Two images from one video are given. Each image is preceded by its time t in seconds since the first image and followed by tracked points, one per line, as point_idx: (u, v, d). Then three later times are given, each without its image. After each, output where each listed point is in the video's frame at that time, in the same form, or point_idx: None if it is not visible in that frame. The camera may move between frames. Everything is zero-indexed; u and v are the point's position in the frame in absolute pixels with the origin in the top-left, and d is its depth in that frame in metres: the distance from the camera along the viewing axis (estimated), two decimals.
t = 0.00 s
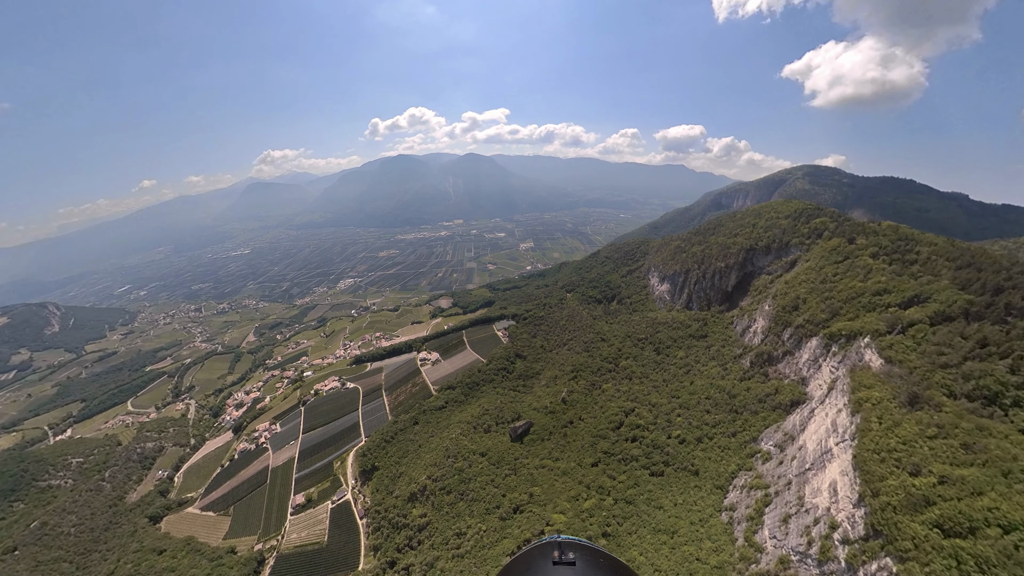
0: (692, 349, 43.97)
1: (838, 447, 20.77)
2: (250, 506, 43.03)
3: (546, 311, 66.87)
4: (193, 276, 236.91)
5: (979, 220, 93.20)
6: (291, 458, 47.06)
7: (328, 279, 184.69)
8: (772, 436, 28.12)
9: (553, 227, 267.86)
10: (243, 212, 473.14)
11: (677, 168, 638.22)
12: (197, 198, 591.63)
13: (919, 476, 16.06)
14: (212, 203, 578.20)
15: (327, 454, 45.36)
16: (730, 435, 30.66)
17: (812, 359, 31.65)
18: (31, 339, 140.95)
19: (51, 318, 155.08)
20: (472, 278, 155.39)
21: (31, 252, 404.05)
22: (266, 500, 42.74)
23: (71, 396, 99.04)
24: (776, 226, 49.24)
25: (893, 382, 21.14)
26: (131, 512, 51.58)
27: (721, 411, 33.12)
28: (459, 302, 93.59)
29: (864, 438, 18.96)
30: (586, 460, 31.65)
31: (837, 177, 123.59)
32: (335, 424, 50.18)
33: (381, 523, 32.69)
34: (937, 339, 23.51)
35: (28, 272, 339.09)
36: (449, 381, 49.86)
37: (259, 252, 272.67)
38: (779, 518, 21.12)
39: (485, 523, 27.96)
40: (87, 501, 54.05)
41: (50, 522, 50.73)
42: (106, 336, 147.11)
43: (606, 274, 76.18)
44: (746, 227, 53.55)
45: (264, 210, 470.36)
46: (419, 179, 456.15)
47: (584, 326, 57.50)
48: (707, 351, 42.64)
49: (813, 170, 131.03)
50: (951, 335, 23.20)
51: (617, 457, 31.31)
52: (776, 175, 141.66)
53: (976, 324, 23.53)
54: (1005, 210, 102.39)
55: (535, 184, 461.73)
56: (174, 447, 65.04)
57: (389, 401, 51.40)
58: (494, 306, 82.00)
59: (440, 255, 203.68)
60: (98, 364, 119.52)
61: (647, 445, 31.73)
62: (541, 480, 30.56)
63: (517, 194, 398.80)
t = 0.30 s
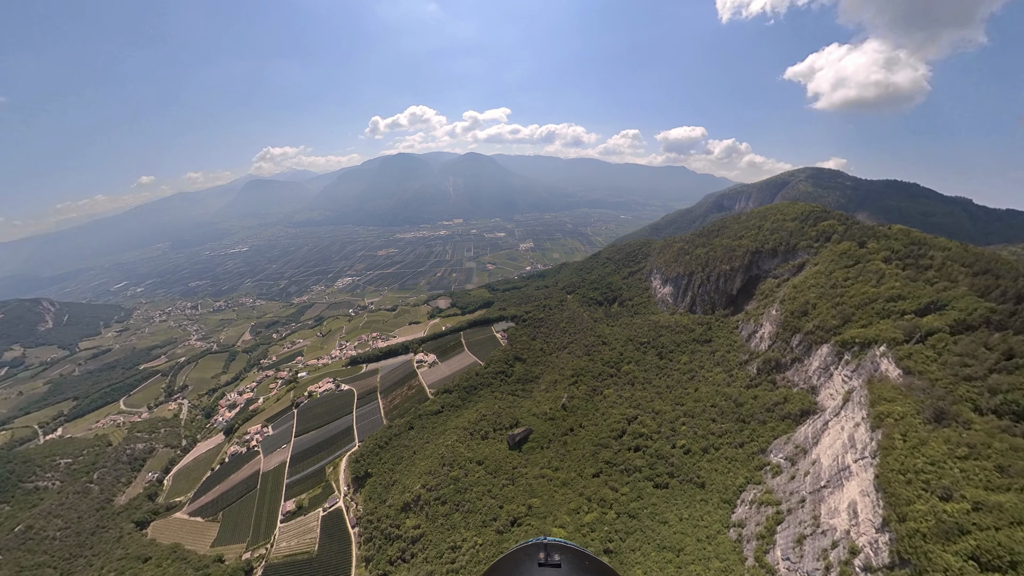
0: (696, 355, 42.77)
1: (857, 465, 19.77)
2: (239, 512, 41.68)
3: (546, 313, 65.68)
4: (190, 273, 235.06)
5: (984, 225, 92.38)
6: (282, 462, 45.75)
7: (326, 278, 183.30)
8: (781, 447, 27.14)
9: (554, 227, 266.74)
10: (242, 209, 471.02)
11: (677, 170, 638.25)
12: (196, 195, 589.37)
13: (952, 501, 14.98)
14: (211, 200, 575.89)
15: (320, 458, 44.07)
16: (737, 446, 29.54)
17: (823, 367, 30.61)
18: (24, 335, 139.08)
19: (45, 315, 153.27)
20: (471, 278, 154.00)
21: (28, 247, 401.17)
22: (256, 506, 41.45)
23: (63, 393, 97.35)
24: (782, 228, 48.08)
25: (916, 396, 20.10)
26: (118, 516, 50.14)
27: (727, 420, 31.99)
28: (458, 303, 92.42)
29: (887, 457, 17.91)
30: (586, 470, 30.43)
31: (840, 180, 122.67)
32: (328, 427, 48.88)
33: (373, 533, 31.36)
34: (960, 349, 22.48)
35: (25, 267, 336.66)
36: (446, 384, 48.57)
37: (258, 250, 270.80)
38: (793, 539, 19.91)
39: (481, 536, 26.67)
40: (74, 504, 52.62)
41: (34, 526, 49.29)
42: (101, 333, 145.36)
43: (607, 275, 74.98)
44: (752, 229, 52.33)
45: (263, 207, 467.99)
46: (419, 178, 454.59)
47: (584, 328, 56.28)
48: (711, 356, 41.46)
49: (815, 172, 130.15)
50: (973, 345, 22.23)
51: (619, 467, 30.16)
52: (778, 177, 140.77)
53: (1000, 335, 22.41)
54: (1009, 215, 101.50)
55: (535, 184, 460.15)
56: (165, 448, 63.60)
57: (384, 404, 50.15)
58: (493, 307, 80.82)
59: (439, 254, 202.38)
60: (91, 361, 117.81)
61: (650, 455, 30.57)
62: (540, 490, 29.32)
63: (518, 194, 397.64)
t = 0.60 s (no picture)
0: (700, 360, 41.57)
1: (877, 484, 18.73)
2: (228, 518, 40.39)
3: (546, 315, 64.44)
4: (187, 270, 233.22)
5: (988, 230, 91.48)
6: (273, 467, 44.44)
7: (324, 276, 181.84)
8: (791, 460, 26.10)
9: (554, 227, 265.68)
10: (241, 206, 468.65)
11: (677, 172, 637.44)
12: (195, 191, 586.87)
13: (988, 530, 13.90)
14: (210, 197, 573.36)
15: (311, 463, 42.80)
16: (744, 458, 28.39)
17: (834, 375, 29.54)
18: (17, 331, 137.14)
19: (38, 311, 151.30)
20: (470, 278, 152.59)
21: (24, 242, 398.18)
22: (244, 513, 40.10)
23: (53, 391, 95.57)
24: (789, 231, 46.89)
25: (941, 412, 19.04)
26: (104, 520, 48.64)
27: (733, 430, 30.84)
28: (456, 303, 91.11)
29: (913, 479, 16.91)
30: (587, 482, 29.20)
31: (843, 183, 121.72)
32: (321, 431, 47.55)
33: (364, 545, 30.07)
34: (983, 361, 21.43)
35: (21, 262, 334.02)
36: (442, 388, 47.25)
37: (256, 247, 269.15)
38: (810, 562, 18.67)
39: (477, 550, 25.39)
40: (59, 507, 51.11)
41: (17, 530, 47.77)
42: (95, 330, 143.51)
43: (608, 277, 73.75)
44: (757, 231, 51.11)
45: (262, 205, 465.93)
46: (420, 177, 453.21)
47: (585, 331, 55.02)
48: (716, 362, 40.28)
49: (818, 175, 129.19)
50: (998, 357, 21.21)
51: (621, 479, 28.97)
52: (780, 179, 139.79)
53: None
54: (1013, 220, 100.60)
55: (536, 185, 458.87)
56: (155, 449, 62.10)
57: (378, 407, 48.82)
58: (492, 308, 79.53)
59: (438, 254, 201.08)
60: (84, 358, 115.99)
61: (654, 466, 29.39)
62: (539, 503, 28.06)
63: (518, 194, 396.45)
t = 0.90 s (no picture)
0: (705, 365, 40.43)
1: (900, 505, 17.78)
2: (216, 525, 39.09)
3: (546, 317, 63.22)
4: (185, 268, 231.33)
5: (994, 234, 90.33)
6: (264, 471, 43.17)
7: (322, 275, 180.29)
8: (802, 474, 25.08)
9: (554, 228, 264.28)
10: (240, 204, 466.47)
11: (678, 173, 636.73)
12: (195, 188, 585.35)
13: None
14: (209, 194, 571.49)
15: (303, 469, 41.55)
16: (752, 470, 27.28)
17: (846, 385, 28.51)
18: (10, 328, 135.36)
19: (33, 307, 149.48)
20: (469, 278, 151.14)
21: (22, 237, 395.83)
22: (233, 520, 38.81)
23: (44, 389, 93.84)
24: (796, 233, 45.66)
25: (971, 431, 17.94)
26: (90, 525, 47.18)
27: (740, 440, 29.72)
28: (454, 304, 89.79)
29: (942, 503, 15.89)
30: (589, 494, 27.97)
31: (846, 186, 120.57)
32: (313, 435, 46.25)
33: (356, 557, 28.79)
34: (1010, 374, 20.33)
35: (17, 257, 331.55)
36: (439, 392, 45.98)
37: (254, 245, 267.38)
38: None
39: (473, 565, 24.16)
40: (44, 511, 49.61)
41: None
42: (89, 327, 141.80)
43: (609, 278, 72.48)
44: (762, 233, 49.95)
45: (261, 202, 463.85)
46: (420, 176, 451.55)
47: (586, 334, 53.83)
48: (721, 368, 39.11)
49: (821, 177, 128.01)
50: None
51: (624, 490, 27.82)
52: (783, 181, 138.56)
53: None
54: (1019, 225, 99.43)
55: (536, 185, 457.56)
56: (145, 450, 60.63)
57: (373, 411, 47.53)
58: (490, 310, 78.17)
59: (438, 253, 199.57)
60: (77, 356, 114.22)
61: (658, 478, 28.25)
62: (538, 516, 26.80)
63: (518, 194, 394.91)
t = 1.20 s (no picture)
0: (710, 371, 39.22)
1: (927, 528, 16.78)
2: (204, 532, 37.78)
3: (546, 319, 61.99)
4: (182, 265, 229.61)
5: (1001, 239, 89.19)
6: (255, 477, 41.91)
7: (320, 274, 178.80)
8: (814, 489, 23.99)
9: (554, 228, 262.90)
10: (239, 201, 464.63)
11: (679, 175, 635.88)
12: (194, 185, 582.94)
13: None
14: (209, 191, 569.68)
15: (295, 475, 40.29)
16: (761, 483, 26.09)
17: (860, 395, 27.39)
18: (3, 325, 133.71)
19: (27, 304, 147.83)
20: (468, 278, 149.83)
21: (19, 233, 393.79)
22: (221, 527, 37.54)
23: (34, 387, 92.26)
24: (804, 235, 44.44)
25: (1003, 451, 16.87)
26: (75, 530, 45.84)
27: (749, 451, 28.52)
28: (453, 304, 88.51)
29: (977, 531, 14.81)
30: (591, 507, 26.76)
31: (849, 188, 119.49)
32: (306, 439, 44.97)
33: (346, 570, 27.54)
34: None
35: (13, 253, 329.40)
36: (435, 396, 44.76)
37: (252, 243, 265.85)
38: None
39: None
40: (28, 514, 48.25)
41: None
42: (84, 325, 140.28)
43: (611, 280, 71.26)
44: (768, 235, 48.79)
45: (260, 200, 461.81)
46: (420, 175, 449.84)
47: (587, 337, 52.62)
48: (727, 374, 37.92)
49: (825, 179, 126.90)
50: None
51: (628, 504, 26.62)
52: (786, 183, 137.22)
53: None
54: None
55: (536, 185, 456.27)
56: (135, 452, 59.25)
57: (368, 415, 46.29)
58: (490, 311, 76.92)
59: (437, 253, 198.21)
60: (70, 354, 112.77)
61: (663, 490, 27.07)
62: (537, 529, 25.55)
63: (518, 194, 393.51)
